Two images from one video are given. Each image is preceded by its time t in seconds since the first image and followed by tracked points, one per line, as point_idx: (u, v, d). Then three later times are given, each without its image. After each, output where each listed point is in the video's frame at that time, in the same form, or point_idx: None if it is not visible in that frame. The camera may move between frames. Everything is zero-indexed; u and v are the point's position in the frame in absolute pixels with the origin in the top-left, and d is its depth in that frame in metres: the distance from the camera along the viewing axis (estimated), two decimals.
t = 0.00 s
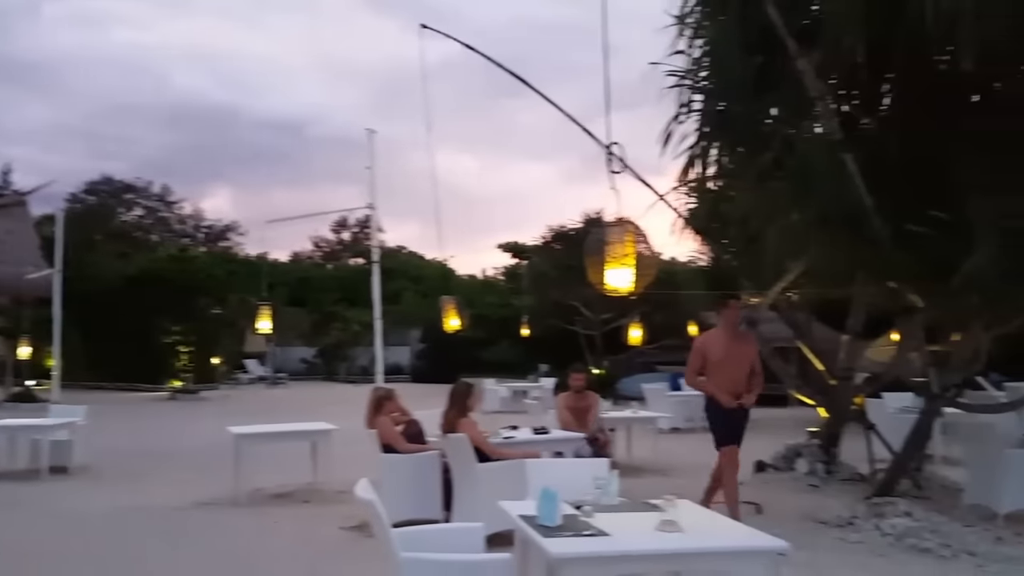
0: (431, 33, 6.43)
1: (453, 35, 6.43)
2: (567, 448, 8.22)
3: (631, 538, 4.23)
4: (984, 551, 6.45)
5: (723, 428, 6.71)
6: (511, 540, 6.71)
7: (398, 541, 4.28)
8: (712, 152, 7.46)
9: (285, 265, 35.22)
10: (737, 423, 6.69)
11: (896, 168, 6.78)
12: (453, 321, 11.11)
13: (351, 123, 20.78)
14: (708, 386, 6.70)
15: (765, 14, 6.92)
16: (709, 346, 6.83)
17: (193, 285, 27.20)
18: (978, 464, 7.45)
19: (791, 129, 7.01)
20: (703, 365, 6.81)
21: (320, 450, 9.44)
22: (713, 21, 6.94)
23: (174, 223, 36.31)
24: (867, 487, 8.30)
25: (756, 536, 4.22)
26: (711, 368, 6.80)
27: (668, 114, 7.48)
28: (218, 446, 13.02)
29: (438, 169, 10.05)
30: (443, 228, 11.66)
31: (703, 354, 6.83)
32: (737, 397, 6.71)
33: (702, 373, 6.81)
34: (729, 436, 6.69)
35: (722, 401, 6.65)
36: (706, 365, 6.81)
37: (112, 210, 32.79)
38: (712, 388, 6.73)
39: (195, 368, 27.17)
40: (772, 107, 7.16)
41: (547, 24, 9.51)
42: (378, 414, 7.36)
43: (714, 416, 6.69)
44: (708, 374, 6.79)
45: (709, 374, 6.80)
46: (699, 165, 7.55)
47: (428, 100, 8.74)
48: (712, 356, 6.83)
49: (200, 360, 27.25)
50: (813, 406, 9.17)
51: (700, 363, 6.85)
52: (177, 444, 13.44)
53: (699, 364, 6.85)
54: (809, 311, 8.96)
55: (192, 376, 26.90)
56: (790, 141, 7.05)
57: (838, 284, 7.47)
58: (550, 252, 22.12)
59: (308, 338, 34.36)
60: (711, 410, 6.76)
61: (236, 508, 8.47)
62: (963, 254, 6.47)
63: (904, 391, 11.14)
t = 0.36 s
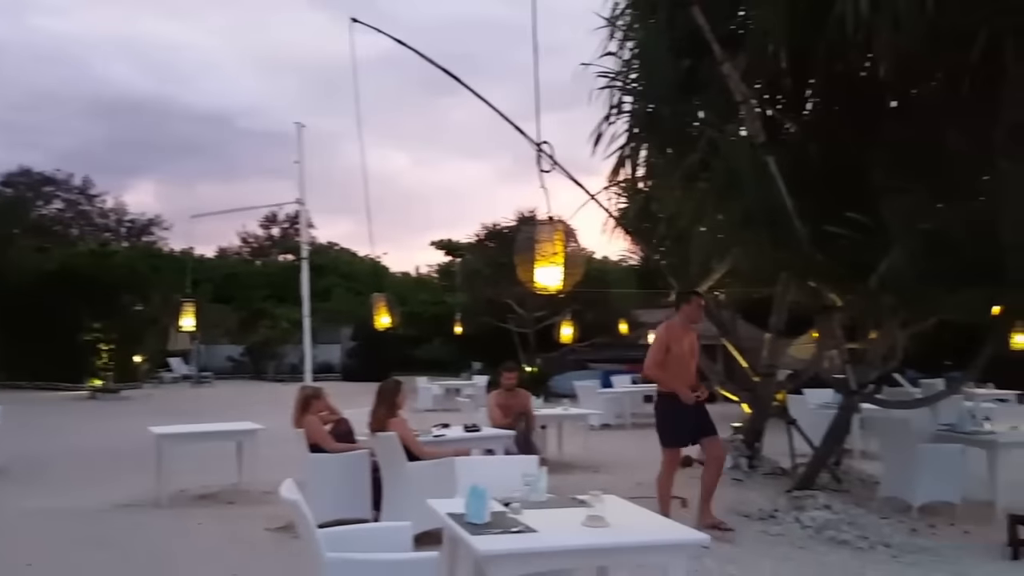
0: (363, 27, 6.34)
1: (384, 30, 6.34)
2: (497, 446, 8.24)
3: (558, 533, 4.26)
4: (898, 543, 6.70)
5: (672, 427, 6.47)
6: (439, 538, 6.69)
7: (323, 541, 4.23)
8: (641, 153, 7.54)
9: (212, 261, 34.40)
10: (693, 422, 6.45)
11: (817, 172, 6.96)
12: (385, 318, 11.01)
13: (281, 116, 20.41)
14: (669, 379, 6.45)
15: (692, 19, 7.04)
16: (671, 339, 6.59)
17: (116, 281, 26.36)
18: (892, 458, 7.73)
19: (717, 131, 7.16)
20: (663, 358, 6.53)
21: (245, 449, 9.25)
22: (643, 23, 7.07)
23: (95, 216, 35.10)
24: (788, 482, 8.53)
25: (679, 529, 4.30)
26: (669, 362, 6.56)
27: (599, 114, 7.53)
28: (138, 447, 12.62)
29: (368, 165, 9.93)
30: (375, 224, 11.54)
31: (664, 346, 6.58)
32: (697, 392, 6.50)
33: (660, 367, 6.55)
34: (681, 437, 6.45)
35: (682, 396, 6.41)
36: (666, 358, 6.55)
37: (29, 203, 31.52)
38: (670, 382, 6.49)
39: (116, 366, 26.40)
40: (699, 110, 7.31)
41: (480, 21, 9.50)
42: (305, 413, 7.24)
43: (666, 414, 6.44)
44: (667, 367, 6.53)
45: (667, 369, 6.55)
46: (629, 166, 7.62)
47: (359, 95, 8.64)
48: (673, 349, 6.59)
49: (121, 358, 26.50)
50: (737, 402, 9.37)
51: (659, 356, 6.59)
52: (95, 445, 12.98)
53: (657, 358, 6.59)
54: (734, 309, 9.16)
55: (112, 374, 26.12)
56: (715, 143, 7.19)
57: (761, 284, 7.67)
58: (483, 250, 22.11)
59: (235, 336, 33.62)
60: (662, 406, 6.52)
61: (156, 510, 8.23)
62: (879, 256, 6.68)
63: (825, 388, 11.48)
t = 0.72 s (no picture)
0: (294, 22, 6.28)
1: (317, 25, 6.29)
2: (433, 445, 8.23)
3: (491, 532, 4.27)
4: (823, 535, 6.90)
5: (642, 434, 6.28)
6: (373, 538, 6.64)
7: (251, 543, 4.16)
8: (575, 153, 7.61)
9: (140, 258, 33.47)
10: (663, 430, 6.24)
11: (745, 173, 7.13)
12: (317, 317, 10.88)
13: (212, 111, 19.98)
14: (637, 385, 6.27)
15: (624, 22, 7.15)
16: (642, 344, 6.41)
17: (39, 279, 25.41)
18: (817, 451, 7.97)
19: (649, 133, 7.28)
20: (634, 362, 6.36)
21: (173, 452, 9.03)
22: (576, 25, 7.17)
23: (16, 212, 33.83)
24: (719, 476, 8.71)
25: (610, 525, 4.35)
26: (640, 366, 6.38)
27: (533, 114, 7.58)
28: (60, 451, 12.21)
29: (300, 161, 9.79)
30: (307, 222, 11.37)
31: (635, 350, 6.41)
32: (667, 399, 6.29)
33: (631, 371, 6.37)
34: (650, 444, 6.23)
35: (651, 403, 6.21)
36: (637, 362, 6.38)
37: None
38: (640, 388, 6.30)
39: (38, 367, 25.50)
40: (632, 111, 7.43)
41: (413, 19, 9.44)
42: (235, 415, 7.11)
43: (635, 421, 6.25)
44: (637, 372, 6.35)
45: (637, 374, 6.38)
46: (564, 165, 7.70)
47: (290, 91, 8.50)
48: (645, 354, 6.41)
49: (43, 358, 25.60)
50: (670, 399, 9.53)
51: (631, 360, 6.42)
52: (14, 449, 12.51)
53: (628, 362, 6.43)
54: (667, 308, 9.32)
55: (33, 375, 25.20)
56: (647, 144, 7.37)
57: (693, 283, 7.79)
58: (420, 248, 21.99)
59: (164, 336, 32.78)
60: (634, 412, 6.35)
61: (79, 515, 7.97)
62: (803, 255, 6.87)
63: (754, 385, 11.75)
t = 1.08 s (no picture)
0: (219, 14, 6.20)
1: (242, 18, 6.20)
2: (360, 446, 8.16)
3: (416, 532, 4.25)
4: (743, 530, 7.08)
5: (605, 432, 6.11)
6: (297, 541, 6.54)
7: (169, 548, 4.05)
8: (506, 153, 7.64)
9: (58, 255, 32.30)
10: (623, 430, 6.09)
11: (673, 177, 7.26)
12: (241, 317, 10.67)
13: (135, 103, 19.42)
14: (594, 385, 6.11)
15: (553, 25, 7.21)
16: (601, 343, 6.25)
17: None
18: (740, 449, 8.16)
19: (577, 135, 7.28)
20: (591, 363, 6.21)
21: (90, 455, 8.74)
22: (507, 26, 7.32)
23: None
24: (645, 474, 8.85)
25: (536, 524, 4.37)
26: (599, 367, 6.22)
27: (465, 114, 7.62)
28: None
29: (225, 157, 9.60)
30: (233, 220, 11.15)
31: (594, 350, 6.25)
32: (625, 399, 6.10)
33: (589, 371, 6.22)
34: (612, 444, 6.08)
35: (606, 402, 6.02)
36: (595, 363, 6.22)
37: None
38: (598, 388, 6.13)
39: None
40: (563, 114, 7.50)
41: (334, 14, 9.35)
42: (154, 416, 6.92)
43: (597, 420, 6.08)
44: (596, 372, 6.19)
45: (597, 374, 6.22)
46: (495, 165, 7.73)
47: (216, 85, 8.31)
48: (603, 353, 6.25)
49: None
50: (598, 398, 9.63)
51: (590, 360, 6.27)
52: None
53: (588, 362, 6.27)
54: (597, 308, 9.43)
55: None
56: (576, 146, 7.34)
57: (621, 284, 7.83)
58: (351, 247, 21.78)
59: (83, 336, 31.70)
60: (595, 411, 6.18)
61: None
62: (727, 258, 6.99)
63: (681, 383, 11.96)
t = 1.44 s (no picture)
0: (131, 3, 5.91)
1: (158, 8, 5.90)
2: (276, 447, 8.02)
3: (329, 534, 4.20)
4: (659, 525, 7.22)
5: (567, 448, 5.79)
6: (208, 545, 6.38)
7: (69, 555, 3.91)
8: (430, 151, 7.59)
9: None
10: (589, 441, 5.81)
11: (593, 176, 7.33)
12: (152, 316, 10.36)
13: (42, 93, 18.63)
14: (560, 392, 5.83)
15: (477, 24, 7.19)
16: (564, 352, 6.02)
17: None
18: (656, 445, 8.32)
19: (501, 135, 7.22)
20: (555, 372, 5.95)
21: None
22: (431, 24, 7.28)
23: None
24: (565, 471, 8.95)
25: (451, 523, 4.37)
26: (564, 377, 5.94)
27: (387, 112, 7.56)
28: None
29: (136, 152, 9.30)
30: (144, 217, 10.81)
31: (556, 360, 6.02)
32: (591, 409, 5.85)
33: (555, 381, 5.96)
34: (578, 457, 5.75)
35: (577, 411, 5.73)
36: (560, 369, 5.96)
37: None
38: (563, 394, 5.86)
39: None
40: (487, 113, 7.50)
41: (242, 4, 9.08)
42: (59, 420, 6.67)
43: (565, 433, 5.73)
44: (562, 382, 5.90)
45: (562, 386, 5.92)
46: (418, 163, 7.66)
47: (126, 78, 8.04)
48: (566, 363, 6.00)
49: None
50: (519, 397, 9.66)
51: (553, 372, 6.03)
52: None
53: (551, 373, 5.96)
54: (519, 307, 9.49)
55: None
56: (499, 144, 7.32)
57: (544, 283, 7.86)
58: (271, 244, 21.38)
59: None
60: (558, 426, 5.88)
61: None
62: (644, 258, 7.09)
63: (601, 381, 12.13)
